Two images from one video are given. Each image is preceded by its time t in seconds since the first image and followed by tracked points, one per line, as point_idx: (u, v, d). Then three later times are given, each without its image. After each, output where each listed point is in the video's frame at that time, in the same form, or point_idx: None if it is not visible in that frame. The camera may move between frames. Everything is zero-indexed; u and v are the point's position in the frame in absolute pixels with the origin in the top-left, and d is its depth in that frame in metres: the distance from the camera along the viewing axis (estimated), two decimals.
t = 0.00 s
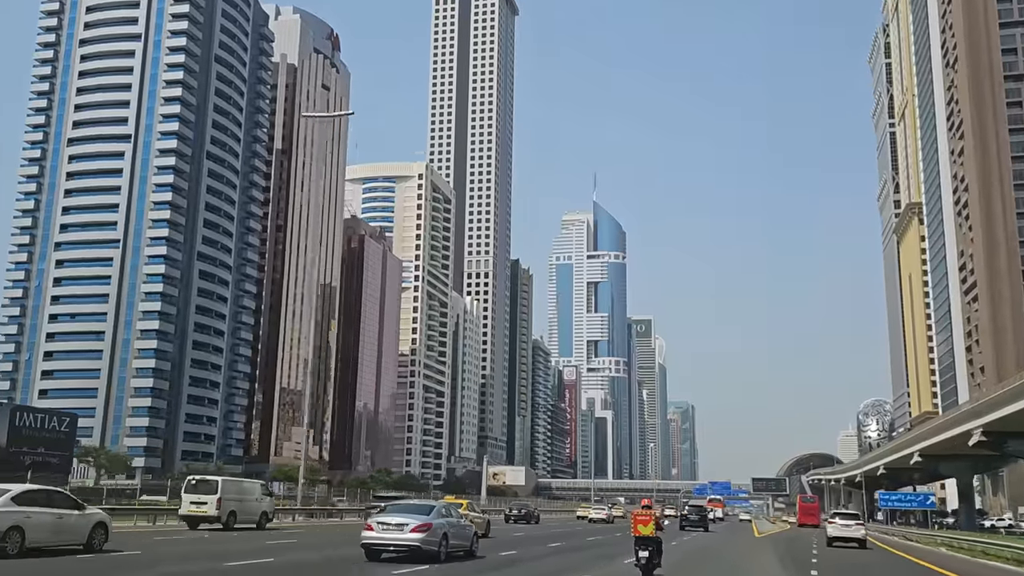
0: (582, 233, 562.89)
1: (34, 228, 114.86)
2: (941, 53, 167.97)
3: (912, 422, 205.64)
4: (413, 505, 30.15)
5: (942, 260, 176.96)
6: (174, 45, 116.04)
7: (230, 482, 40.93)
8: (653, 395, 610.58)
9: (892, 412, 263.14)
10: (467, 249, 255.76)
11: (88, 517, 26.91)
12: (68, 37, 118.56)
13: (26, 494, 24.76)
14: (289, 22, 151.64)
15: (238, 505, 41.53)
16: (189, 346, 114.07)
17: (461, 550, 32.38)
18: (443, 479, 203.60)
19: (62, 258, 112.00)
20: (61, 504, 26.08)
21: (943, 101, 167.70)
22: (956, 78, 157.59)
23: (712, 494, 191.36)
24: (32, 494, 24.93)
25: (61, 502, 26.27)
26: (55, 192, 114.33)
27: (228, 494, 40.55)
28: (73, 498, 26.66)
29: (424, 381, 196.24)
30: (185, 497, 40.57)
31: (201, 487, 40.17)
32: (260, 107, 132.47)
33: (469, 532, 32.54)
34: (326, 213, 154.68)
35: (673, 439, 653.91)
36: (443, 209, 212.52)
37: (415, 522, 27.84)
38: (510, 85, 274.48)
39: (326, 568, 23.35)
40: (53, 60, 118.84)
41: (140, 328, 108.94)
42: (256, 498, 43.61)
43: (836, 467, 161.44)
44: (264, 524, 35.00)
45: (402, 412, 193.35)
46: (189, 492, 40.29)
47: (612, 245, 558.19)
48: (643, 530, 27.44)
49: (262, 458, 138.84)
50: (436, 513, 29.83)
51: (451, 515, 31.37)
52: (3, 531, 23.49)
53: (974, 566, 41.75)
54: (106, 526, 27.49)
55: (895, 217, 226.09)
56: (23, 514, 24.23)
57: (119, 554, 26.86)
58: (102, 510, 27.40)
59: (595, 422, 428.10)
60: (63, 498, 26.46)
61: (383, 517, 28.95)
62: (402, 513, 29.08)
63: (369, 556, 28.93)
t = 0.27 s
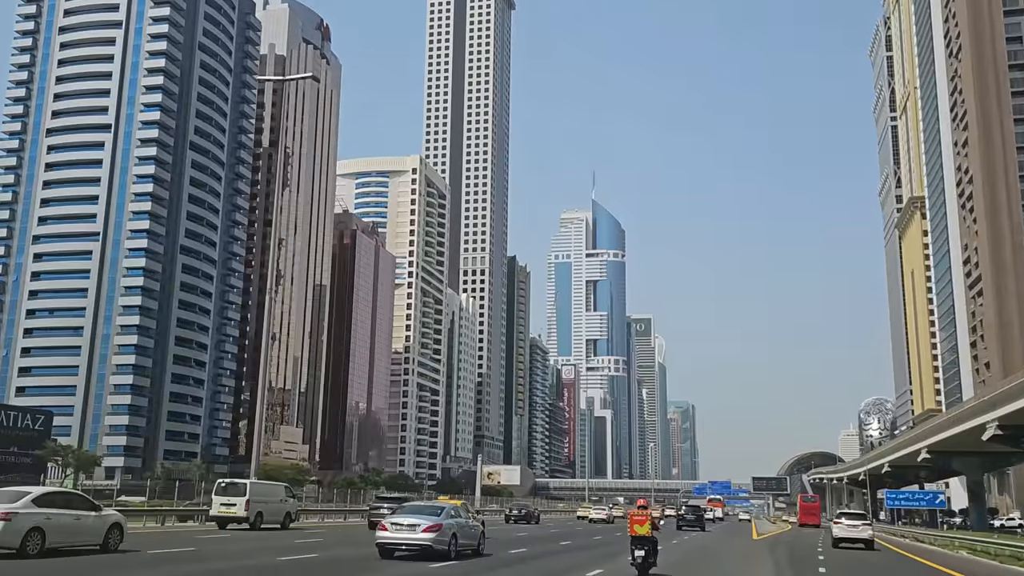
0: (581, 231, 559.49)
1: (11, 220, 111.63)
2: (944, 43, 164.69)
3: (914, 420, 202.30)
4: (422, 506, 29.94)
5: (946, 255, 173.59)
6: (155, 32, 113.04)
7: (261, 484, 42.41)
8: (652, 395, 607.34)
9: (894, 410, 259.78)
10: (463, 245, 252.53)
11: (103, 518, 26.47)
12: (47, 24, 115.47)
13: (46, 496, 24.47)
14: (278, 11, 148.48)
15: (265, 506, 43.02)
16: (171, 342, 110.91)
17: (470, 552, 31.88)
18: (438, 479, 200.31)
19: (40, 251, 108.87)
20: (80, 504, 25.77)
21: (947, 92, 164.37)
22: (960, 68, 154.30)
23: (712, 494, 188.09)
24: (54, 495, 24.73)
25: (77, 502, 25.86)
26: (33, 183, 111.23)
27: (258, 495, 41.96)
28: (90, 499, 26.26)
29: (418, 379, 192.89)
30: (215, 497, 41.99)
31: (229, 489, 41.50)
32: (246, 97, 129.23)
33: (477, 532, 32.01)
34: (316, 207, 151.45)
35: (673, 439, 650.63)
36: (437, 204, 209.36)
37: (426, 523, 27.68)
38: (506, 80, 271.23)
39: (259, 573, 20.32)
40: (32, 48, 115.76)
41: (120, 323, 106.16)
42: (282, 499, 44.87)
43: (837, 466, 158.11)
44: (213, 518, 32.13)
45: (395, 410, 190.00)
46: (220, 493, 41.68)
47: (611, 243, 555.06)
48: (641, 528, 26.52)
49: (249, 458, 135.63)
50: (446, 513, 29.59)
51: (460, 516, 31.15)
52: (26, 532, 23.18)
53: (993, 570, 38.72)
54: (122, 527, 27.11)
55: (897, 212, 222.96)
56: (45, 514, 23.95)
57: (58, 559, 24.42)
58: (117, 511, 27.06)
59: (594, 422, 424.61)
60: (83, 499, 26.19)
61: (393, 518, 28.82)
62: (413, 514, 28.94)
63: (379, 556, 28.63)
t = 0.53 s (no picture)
0: (580, 229, 557.27)
1: None
2: (947, 33, 161.31)
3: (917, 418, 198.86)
4: (429, 508, 33.68)
5: (949, 249, 170.20)
6: (136, 18, 110.28)
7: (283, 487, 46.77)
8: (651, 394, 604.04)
9: (895, 408, 256.41)
10: (459, 242, 249.30)
11: (117, 518, 28.50)
12: (26, 10, 112.34)
13: (62, 496, 26.32)
14: None
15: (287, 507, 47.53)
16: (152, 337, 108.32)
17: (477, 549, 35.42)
18: (432, 478, 197.14)
19: (17, 243, 105.94)
20: (94, 504, 27.59)
21: (951, 82, 160.93)
22: (964, 57, 150.90)
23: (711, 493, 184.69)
24: (70, 496, 26.60)
25: (93, 503, 27.73)
26: (11, 173, 108.08)
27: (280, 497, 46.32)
28: (103, 499, 28.09)
29: (412, 377, 189.63)
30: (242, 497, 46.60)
31: (255, 491, 45.78)
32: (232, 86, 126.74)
33: (483, 531, 35.80)
34: (305, 200, 148.37)
35: (672, 438, 647.04)
36: (431, 199, 206.04)
37: (435, 521, 31.53)
38: (503, 75, 267.94)
39: None
40: (10, 34, 112.63)
41: (99, 316, 103.80)
42: (302, 500, 49.51)
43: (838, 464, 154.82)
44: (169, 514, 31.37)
45: (389, 408, 186.58)
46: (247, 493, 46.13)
47: (609, 241, 551.59)
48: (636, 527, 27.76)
49: (236, 456, 132.36)
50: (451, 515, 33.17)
51: (467, 517, 34.96)
52: (44, 531, 25.03)
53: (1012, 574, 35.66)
54: (134, 525, 28.93)
55: (898, 207, 219.74)
56: (61, 514, 25.71)
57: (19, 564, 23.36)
58: (130, 511, 29.07)
59: (593, 420, 420.99)
60: (96, 499, 27.99)
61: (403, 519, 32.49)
62: (419, 515, 32.59)
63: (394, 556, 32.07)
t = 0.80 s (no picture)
0: (578, 226, 554.62)
1: None
2: (951, 22, 157.89)
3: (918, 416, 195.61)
4: (438, 505, 35.18)
5: (952, 243, 166.81)
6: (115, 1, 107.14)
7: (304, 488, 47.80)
8: (651, 392, 600.79)
9: (896, 407, 253.33)
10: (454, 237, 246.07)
11: (129, 517, 29.29)
12: None
13: (79, 495, 27.32)
14: None
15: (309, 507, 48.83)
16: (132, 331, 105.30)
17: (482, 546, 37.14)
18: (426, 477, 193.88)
19: None
20: (108, 504, 28.55)
21: (955, 73, 157.57)
22: (968, 46, 147.45)
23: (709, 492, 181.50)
24: (86, 495, 27.56)
25: (107, 502, 28.71)
26: None
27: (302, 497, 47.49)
28: (117, 499, 29.10)
29: (405, 374, 186.19)
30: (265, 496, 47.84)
31: (277, 490, 46.86)
32: (217, 74, 123.79)
33: (488, 529, 37.10)
34: (293, 193, 145.35)
35: (672, 437, 643.61)
36: (426, 193, 202.67)
37: (445, 518, 32.78)
38: (500, 68, 264.56)
39: None
40: None
41: (75, 309, 101.13)
42: (321, 498, 50.70)
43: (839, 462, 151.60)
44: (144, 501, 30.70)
45: (381, 406, 183.35)
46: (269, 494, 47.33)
47: (608, 239, 548.10)
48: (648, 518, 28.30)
49: (221, 454, 129.47)
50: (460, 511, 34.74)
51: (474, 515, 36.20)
52: (61, 528, 25.92)
53: None
54: (147, 525, 29.84)
55: (900, 201, 216.62)
56: (77, 512, 26.65)
57: None
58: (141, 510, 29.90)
59: (591, 419, 417.59)
60: (111, 500, 28.98)
61: (414, 514, 34.09)
62: (429, 512, 34.09)
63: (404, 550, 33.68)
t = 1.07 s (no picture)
0: (577, 224, 551.37)
1: None
2: (953, 10, 154.70)
3: (920, 414, 192.66)
4: (445, 507, 38.48)
5: (954, 237, 163.73)
6: None
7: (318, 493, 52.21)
8: (650, 391, 597.74)
9: (897, 405, 250.09)
10: (449, 234, 242.88)
11: (140, 516, 32.05)
12: None
13: (92, 496, 29.83)
14: None
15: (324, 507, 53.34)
16: (111, 324, 103.37)
17: (484, 543, 40.53)
18: (421, 477, 190.67)
19: None
20: (118, 504, 31.05)
21: (957, 63, 154.35)
22: (971, 35, 144.25)
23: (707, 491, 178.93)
24: (97, 497, 30.05)
25: (116, 502, 31.23)
26: None
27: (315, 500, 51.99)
28: (127, 499, 31.58)
29: (398, 372, 182.80)
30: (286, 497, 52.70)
31: (297, 491, 52.50)
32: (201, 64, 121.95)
33: (490, 527, 40.69)
34: (281, 186, 142.45)
35: (672, 436, 640.54)
36: (419, 187, 199.33)
37: (448, 519, 35.92)
38: (496, 62, 261.07)
39: None
40: None
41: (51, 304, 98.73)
42: (337, 500, 55.65)
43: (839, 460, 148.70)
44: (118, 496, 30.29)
45: (374, 404, 180.22)
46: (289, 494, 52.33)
47: (607, 237, 544.99)
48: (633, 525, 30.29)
49: (206, 453, 126.75)
50: (465, 514, 37.93)
51: (475, 511, 39.69)
52: (75, 527, 28.42)
53: None
54: (153, 522, 32.32)
55: (901, 196, 213.73)
56: (90, 512, 29.13)
57: None
58: (152, 509, 32.81)
59: (590, 418, 414.41)
60: (121, 500, 31.50)
61: (421, 516, 37.37)
62: (435, 514, 37.34)
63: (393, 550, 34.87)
